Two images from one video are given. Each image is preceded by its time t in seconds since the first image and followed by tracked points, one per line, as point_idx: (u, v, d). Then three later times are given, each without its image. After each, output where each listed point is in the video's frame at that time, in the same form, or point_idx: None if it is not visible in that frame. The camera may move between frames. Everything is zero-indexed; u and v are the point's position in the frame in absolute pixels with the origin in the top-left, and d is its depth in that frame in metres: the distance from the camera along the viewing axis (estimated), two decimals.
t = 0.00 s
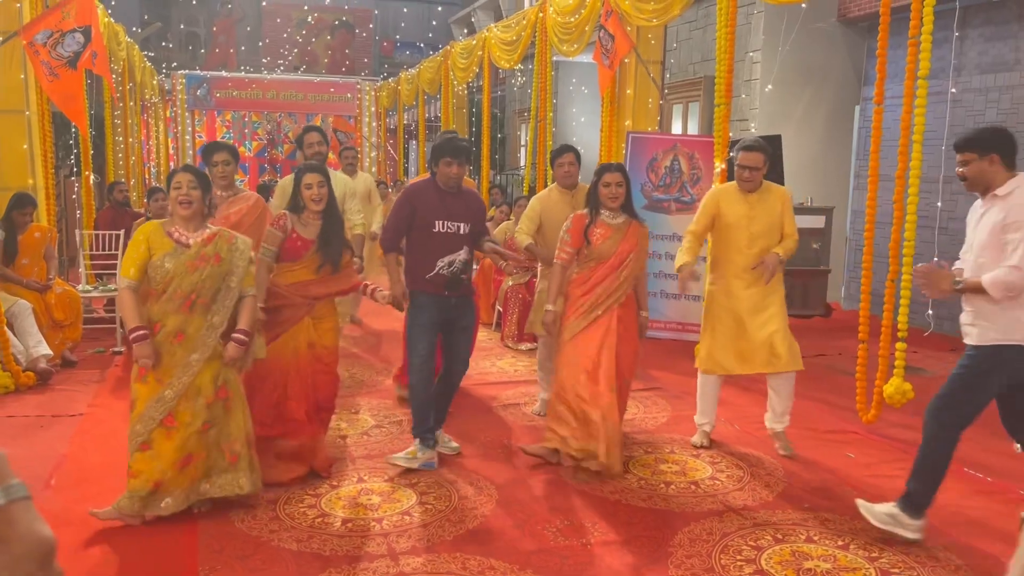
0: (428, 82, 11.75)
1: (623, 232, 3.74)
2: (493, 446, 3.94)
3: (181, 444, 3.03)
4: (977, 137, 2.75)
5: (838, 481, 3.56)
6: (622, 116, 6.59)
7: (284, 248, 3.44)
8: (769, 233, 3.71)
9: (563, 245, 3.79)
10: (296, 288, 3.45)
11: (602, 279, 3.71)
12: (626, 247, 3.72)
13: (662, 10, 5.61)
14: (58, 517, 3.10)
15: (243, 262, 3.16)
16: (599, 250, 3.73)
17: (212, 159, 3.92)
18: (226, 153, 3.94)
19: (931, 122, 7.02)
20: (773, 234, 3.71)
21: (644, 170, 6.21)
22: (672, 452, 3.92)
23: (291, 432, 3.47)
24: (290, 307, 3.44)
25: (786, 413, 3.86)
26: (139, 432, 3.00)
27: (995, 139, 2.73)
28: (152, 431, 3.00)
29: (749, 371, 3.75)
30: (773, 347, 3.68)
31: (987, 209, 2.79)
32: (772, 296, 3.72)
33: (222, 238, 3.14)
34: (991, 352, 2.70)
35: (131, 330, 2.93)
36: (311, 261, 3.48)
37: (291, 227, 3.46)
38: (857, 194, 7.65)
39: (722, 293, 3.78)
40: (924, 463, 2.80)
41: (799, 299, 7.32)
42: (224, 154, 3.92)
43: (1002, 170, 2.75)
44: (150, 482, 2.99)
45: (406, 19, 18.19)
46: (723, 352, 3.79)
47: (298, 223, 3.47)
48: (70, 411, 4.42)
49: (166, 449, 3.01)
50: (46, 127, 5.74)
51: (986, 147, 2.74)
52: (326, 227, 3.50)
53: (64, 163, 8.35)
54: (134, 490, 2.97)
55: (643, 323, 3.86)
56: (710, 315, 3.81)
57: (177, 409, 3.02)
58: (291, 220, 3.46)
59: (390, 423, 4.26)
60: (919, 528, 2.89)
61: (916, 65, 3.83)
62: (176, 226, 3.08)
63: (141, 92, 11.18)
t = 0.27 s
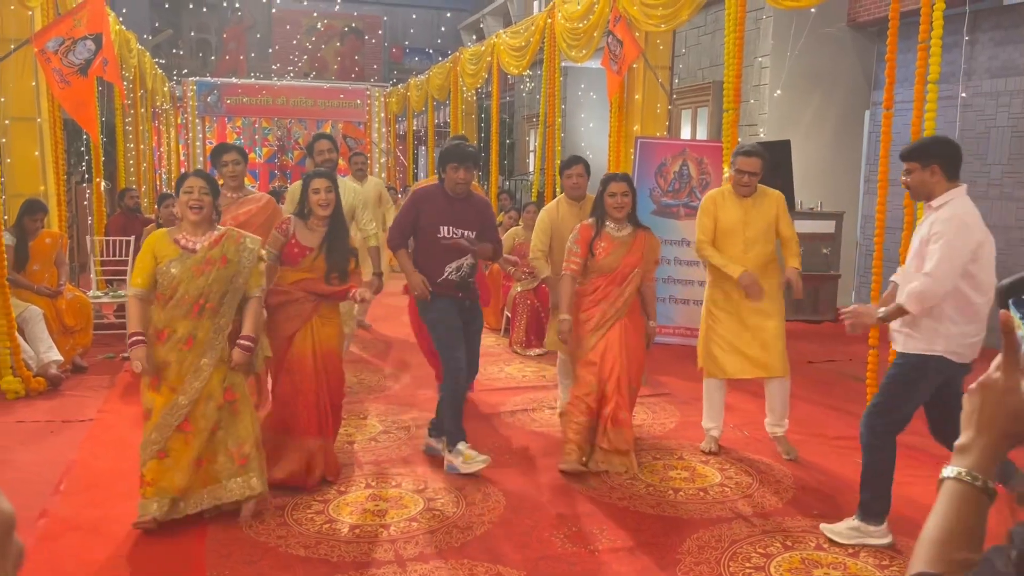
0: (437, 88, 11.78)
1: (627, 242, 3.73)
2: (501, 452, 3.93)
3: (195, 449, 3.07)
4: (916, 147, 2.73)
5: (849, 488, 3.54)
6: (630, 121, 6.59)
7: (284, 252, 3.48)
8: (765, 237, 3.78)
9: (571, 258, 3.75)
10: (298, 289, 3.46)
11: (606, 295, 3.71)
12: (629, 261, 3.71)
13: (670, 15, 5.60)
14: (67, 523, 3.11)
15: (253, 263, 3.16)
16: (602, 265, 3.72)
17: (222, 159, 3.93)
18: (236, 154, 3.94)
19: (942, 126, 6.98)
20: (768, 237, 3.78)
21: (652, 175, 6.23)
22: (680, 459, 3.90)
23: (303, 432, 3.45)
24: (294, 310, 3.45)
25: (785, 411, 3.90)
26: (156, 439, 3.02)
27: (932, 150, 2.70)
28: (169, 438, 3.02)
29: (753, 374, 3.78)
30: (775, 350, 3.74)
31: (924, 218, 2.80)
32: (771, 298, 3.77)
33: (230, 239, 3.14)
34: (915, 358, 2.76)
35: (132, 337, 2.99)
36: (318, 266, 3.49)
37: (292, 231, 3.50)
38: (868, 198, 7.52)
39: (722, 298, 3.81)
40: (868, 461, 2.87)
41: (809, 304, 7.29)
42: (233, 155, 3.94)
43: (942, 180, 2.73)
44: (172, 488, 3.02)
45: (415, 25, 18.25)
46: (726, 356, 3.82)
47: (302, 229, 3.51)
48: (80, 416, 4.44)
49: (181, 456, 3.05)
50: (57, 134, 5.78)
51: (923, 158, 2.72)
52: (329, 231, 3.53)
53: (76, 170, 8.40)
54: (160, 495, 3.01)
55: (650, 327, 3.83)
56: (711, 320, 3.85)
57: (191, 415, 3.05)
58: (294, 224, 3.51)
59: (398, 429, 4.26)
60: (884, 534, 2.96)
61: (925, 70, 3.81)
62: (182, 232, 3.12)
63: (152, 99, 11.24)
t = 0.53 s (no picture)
0: (455, 95, 11.80)
1: (642, 242, 3.70)
2: (518, 459, 3.91)
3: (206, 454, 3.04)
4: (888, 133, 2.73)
5: (872, 498, 3.48)
6: (648, 127, 6.58)
7: (299, 260, 3.46)
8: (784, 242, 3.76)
9: (582, 253, 3.74)
10: (312, 301, 3.45)
11: (620, 291, 3.68)
12: (643, 259, 3.67)
13: (689, 21, 5.58)
14: (85, 528, 3.12)
15: (270, 270, 3.20)
16: (617, 261, 3.69)
17: (239, 164, 3.95)
18: (253, 160, 3.98)
19: (965, 131, 6.89)
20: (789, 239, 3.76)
21: (671, 182, 6.19)
22: (699, 467, 3.86)
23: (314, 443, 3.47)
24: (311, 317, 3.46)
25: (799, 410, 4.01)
26: (166, 442, 3.01)
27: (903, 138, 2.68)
28: (180, 441, 3.01)
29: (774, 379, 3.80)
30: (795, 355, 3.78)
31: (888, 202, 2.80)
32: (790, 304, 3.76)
33: (249, 245, 3.16)
34: (901, 372, 2.75)
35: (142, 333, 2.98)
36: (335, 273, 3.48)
37: (306, 239, 3.46)
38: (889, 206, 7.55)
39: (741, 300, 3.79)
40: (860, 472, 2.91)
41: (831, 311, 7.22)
42: (250, 161, 3.95)
43: (915, 173, 2.70)
44: (181, 492, 2.99)
45: (433, 33, 18.33)
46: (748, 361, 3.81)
47: (314, 234, 3.47)
48: (99, 422, 4.46)
49: (191, 461, 3.02)
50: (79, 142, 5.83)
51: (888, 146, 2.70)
52: (341, 232, 3.52)
53: (98, 178, 8.48)
54: (168, 500, 2.98)
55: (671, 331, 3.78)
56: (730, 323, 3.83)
57: (202, 419, 3.03)
58: (306, 231, 3.47)
59: (415, 435, 4.25)
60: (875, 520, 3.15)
61: (949, 73, 3.76)
62: (202, 237, 3.13)
63: (173, 108, 11.34)
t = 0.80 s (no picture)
0: (483, 100, 11.80)
1: (663, 240, 3.65)
2: (544, 466, 3.86)
3: (216, 456, 3.03)
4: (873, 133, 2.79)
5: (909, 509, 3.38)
6: (677, 130, 6.50)
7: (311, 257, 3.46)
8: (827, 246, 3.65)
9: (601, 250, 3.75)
10: (332, 301, 3.44)
11: (638, 291, 3.63)
12: (661, 258, 3.62)
13: (719, 23, 5.51)
14: (110, 531, 3.12)
15: (300, 275, 3.19)
16: (634, 260, 3.65)
17: (266, 166, 3.99)
18: (280, 161, 4.02)
19: (1004, 133, 6.74)
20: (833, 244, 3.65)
21: (700, 186, 6.11)
22: (729, 475, 3.78)
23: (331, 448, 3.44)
24: (337, 319, 3.43)
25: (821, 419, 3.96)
26: (177, 439, 3.00)
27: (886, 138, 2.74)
28: (191, 439, 3.01)
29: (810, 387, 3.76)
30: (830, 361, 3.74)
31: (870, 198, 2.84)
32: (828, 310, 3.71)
33: (281, 249, 3.16)
34: (887, 377, 2.75)
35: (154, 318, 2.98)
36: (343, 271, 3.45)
37: (318, 237, 3.47)
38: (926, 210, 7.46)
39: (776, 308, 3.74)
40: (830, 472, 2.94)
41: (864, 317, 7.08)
42: (278, 162, 3.99)
43: (897, 175, 2.75)
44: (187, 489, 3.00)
45: (460, 38, 18.37)
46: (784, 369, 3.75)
47: (326, 230, 3.48)
48: (127, 425, 4.49)
49: (200, 460, 3.02)
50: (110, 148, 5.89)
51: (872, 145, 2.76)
52: (353, 230, 3.48)
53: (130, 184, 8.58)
54: (171, 496, 2.99)
55: (687, 333, 3.76)
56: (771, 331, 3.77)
57: (218, 420, 3.02)
58: (319, 228, 3.49)
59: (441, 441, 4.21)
60: (807, 528, 3.00)
61: (987, 72, 3.68)
62: (232, 241, 3.11)
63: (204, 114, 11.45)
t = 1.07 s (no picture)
0: (502, 105, 11.75)
1: (675, 240, 3.58)
2: (562, 474, 3.79)
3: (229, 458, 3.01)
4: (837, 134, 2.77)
5: (938, 521, 3.29)
6: (699, 133, 6.41)
7: (356, 268, 3.41)
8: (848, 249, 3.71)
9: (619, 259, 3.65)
10: (367, 306, 3.39)
11: (652, 294, 3.55)
12: (675, 257, 3.54)
13: (741, 24, 5.43)
14: (123, 536, 3.10)
15: (314, 279, 3.14)
16: (646, 263, 3.58)
17: (282, 171, 3.94)
18: (295, 168, 3.97)
19: None
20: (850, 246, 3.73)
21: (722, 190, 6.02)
22: (751, 484, 3.70)
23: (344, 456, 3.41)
24: (362, 326, 3.39)
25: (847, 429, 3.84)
26: (190, 437, 2.97)
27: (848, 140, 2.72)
28: (204, 438, 2.98)
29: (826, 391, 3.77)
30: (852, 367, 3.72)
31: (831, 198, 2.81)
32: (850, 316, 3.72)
33: (295, 252, 3.10)
34: (822, 374, 2.73)
35: (209, 308, 2.87)
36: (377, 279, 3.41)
37: (361, 249, 3.42)
38: (954, 213, 7.32)
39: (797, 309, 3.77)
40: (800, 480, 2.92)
41: (890, 323, 6.95)
42: (293, 169, 3.95)
43: (858, 175, 2.73)
44: (196, 489, 2.99)
45: (480, 42, 18.35)
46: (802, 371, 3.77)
47: (362, 242, 3.43)
48: (144, 430, 4.47)
49: (215, 460, 3.00)
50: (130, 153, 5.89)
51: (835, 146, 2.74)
52: (386, 239, 3.46)
53: (150, 189, 8.63)
54: (183, 497, 2.98)
55: (710, 337, 3.61)
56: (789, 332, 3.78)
57: (230, 421, 3.00)
58: (357, 241, 3.43)
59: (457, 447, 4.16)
60: (829, 549, 2.92)
61: (1019, 73, 3.54)
62: (248, 246, 3.02)
63: (225, 119, 11.50)
